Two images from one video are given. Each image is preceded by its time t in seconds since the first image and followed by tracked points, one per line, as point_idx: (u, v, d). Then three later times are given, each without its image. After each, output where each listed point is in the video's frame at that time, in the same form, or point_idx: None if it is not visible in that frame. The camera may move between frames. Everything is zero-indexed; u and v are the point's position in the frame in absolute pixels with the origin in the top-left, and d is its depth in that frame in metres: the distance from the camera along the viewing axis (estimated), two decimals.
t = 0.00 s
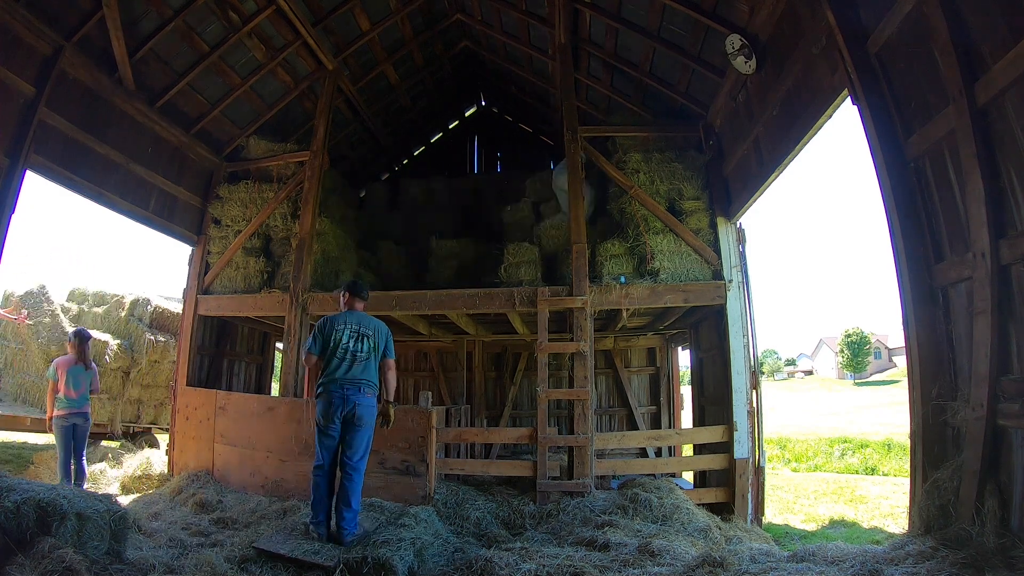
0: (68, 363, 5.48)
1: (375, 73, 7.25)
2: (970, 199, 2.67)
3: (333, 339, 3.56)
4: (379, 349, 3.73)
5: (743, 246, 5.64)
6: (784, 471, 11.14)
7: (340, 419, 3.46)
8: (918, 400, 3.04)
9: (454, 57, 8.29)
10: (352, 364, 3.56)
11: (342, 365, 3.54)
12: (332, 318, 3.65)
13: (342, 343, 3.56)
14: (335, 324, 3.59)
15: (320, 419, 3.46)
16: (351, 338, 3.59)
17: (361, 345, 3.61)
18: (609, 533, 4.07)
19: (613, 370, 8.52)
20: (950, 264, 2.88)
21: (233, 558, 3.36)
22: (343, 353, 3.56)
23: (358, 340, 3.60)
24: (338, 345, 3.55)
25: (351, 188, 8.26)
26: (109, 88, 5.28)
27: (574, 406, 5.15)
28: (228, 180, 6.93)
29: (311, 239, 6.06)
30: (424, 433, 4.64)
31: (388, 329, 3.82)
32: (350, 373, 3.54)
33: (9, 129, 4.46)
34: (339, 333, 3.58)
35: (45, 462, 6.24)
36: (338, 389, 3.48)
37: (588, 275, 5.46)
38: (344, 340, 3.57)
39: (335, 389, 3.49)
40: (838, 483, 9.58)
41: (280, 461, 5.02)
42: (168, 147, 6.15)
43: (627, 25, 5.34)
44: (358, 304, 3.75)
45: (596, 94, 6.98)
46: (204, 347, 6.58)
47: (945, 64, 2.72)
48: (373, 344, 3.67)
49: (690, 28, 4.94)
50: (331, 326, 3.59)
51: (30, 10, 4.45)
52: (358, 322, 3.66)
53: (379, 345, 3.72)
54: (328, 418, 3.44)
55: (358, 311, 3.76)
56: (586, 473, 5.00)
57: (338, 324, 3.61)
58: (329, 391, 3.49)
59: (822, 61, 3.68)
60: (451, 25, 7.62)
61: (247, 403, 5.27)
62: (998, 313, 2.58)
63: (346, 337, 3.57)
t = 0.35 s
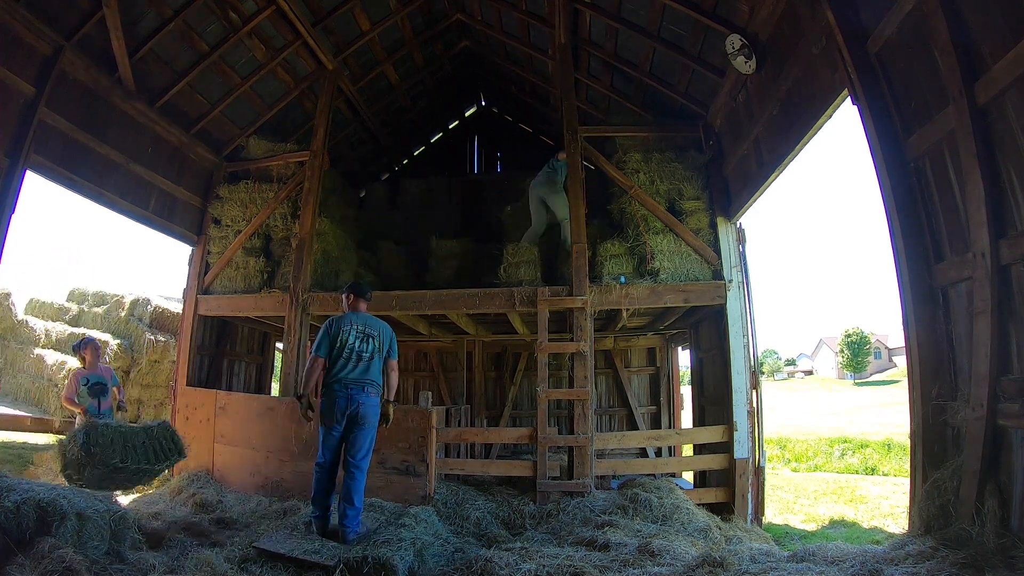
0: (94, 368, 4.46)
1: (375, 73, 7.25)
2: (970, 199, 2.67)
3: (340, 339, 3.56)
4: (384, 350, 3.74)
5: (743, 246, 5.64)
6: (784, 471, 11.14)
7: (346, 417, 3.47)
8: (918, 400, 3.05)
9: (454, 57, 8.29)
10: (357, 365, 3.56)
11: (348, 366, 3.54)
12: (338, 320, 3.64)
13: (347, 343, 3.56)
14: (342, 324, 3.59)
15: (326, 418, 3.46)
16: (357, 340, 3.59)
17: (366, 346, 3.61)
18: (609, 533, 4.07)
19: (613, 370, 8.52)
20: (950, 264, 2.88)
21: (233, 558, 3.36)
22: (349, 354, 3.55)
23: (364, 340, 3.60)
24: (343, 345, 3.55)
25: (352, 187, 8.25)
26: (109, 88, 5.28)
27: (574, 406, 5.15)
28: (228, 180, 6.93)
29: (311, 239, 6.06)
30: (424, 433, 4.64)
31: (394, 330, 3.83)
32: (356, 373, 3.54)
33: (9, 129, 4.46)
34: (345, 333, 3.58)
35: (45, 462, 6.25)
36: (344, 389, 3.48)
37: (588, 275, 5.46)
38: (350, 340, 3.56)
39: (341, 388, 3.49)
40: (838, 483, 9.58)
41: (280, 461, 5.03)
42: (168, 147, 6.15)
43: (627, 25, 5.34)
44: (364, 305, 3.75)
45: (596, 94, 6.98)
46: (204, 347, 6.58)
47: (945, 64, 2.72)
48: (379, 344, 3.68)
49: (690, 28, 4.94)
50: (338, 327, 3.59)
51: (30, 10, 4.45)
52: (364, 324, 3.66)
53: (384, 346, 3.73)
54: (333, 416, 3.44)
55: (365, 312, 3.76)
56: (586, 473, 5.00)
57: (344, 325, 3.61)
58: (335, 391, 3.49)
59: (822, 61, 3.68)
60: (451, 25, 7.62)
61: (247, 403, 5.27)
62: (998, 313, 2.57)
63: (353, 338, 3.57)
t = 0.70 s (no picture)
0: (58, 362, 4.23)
1: (375, 73, 7.25)
2: (970, 198, 2.67)
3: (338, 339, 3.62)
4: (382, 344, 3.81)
5: (743, 246, 5.64)
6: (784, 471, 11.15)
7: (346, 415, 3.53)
8: (918, 400, 3.05)
9: (454, 57, 8.29)
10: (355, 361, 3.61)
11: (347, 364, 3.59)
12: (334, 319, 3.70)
13: (346, 341, 3.61)
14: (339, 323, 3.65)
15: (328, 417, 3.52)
16: (353, 338, 3.64)
17: (362, 344, 3.66)
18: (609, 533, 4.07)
19: (613, 370, 8.53)
20: (950, 264, 2.88)
21: (233, 558, 3.36)
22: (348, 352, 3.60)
23: (361, 338, 3.67)
24: (342, 343, 3.60)
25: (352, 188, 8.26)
26: (109, 88, 5.28)
27: (574, 406, 5.15)
28: (228, 180, 6.93)
29: (311, 239, 6.06)
30: (424, 433, 4.64)
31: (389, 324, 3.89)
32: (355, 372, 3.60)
33: (9, 129, 4.46)
34: (341, 332, 3.64)
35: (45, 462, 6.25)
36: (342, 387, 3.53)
37: (588, 275, 5.46)
38: (349, 339, 3.62)
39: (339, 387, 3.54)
40: (838, 483, 9.58)
41: (280, 461, 5.02)
42: (168, 147, 6.15)
43: (627, 25, 5.34)
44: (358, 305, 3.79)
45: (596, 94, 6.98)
46: (204, 347, 6.58)
47: (945, 64, 2.72)
48: (376, 340, 3.74)
49: (690, 28, 4.94)
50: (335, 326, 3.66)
51: (30, 10, 4.44)
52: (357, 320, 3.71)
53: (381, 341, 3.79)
54: (334, 412, 3.49)
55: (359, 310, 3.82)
56: (586, 473, 5.00)
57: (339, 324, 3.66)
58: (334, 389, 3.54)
59: (822, 61, 3.68)
60: (451, 25, 7.61)
61: (247, 403, 5.27)
62: (998, 313, 2.57)
63: (351, 337, 3.63)
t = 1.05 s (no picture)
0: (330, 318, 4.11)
1: (375, 73, 7.25)
2: (970, 198, 2.67)
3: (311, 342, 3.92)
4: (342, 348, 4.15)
5: (743, 246, 5.64)
6: (784, 471, 11.15)
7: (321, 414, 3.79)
8: (918, 400, 3.05)
9: (454, 57, 8.29)
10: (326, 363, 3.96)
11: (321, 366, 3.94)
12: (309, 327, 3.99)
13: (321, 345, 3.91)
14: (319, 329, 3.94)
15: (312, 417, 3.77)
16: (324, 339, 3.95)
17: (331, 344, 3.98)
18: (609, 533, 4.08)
19: (613, 370, 8.53)
20: (950, 264, 2.88)
21: (233, 558, 3.36)
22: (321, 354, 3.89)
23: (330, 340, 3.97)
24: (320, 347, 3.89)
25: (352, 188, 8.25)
26: (109, 88, 5.28)
27: (574, 406, 5.15)
28: (228, 181, 6.93)
29: (311, 239, 6.06)
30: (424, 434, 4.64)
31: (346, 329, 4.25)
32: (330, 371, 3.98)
33: (9, 129, 4.46)
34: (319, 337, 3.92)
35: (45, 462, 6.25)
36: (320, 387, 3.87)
37: (588, 275, 5.46)
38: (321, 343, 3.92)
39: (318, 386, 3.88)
40: (838, 483, 9.58)
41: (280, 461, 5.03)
42: (168, 147, 6.15)
43: (627, 25, 5.34)
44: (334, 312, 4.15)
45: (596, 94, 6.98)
46: (204, 347, 6.58)
47: (945, 64, 2.72)
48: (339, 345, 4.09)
49: (690, 28, 4.94)
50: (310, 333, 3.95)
51: (30, 10, 4.45)
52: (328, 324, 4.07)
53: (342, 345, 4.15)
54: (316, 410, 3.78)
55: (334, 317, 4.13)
56: (586, 473, 5.00)
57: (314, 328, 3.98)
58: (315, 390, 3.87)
59: (822, 60, 3.68)
60: (451, 25, 7.61)
61: (246, 403, 5.27)
62: (998, 313, 2.58)
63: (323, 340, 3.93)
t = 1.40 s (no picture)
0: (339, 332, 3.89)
1: (375, 73, 7.25)
2: (970, 198, 2.67)
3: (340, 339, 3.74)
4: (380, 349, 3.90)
5: (743, 246, 5.64)
6: (784, 471, 11.15)
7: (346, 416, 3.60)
8: (918, 400, 3.05)
9: (454, 57, 8.29)
10: (355, 360, 3.72)
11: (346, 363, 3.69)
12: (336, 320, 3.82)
13: (344, 341, 3.73)
14: (339, 325, 3.76)
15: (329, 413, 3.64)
16: (353, 336, 3.78)
17: (362, 343, 3.78)
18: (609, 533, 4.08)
19: (613, 370, 8.53)
20: (950, 264, 2.88)
21: (233, 558, 3.36)
22: (346, 352, 3.71)
23: (359, 337, 3.79)
24: (340, 344, 3.71)
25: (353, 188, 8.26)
26: (109, 88, 5.28)
27: (574, 406, 5.15)
28: (228, 180, 6.93)
29: (312, 239, 6.06)
30: (423, 434, 4.65)
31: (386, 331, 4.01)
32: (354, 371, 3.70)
33: (9, 129, 4.46)
34: (340, 336, 3.73)
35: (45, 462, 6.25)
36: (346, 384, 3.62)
37: (588, 275, 5.46)
38: (347, 339, 3.74)
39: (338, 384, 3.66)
40: (838, 483, 9.58)
41: (280, 461, 5.03)
42: (168, 147, 6.15)
43: (627, 25, 5.34)
44: (356, 308, 3.95)
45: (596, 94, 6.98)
46: (204, 347, 6.58)
47: (945, 64, 2.71)
48: (376, 343, 3.86)
49: (690, 28, 4.94)
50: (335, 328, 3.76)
51: (30, 10, 4.45)
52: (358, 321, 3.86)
53: (379, 345, 3.89)
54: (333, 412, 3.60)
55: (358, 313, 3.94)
56: (586, 473, 5.00)
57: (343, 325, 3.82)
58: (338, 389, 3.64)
59: (822, 60, 3.68)
60: (451, 25, 7.61)
61: (247, 403, 5.27)
62: (998, 312, 2.58)
63: (349, 336, 3.75)
